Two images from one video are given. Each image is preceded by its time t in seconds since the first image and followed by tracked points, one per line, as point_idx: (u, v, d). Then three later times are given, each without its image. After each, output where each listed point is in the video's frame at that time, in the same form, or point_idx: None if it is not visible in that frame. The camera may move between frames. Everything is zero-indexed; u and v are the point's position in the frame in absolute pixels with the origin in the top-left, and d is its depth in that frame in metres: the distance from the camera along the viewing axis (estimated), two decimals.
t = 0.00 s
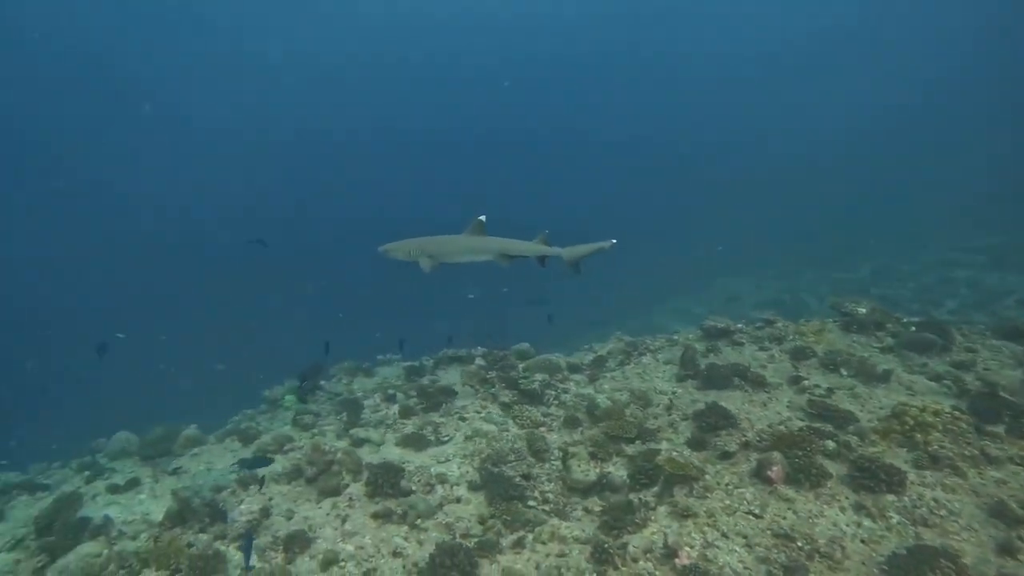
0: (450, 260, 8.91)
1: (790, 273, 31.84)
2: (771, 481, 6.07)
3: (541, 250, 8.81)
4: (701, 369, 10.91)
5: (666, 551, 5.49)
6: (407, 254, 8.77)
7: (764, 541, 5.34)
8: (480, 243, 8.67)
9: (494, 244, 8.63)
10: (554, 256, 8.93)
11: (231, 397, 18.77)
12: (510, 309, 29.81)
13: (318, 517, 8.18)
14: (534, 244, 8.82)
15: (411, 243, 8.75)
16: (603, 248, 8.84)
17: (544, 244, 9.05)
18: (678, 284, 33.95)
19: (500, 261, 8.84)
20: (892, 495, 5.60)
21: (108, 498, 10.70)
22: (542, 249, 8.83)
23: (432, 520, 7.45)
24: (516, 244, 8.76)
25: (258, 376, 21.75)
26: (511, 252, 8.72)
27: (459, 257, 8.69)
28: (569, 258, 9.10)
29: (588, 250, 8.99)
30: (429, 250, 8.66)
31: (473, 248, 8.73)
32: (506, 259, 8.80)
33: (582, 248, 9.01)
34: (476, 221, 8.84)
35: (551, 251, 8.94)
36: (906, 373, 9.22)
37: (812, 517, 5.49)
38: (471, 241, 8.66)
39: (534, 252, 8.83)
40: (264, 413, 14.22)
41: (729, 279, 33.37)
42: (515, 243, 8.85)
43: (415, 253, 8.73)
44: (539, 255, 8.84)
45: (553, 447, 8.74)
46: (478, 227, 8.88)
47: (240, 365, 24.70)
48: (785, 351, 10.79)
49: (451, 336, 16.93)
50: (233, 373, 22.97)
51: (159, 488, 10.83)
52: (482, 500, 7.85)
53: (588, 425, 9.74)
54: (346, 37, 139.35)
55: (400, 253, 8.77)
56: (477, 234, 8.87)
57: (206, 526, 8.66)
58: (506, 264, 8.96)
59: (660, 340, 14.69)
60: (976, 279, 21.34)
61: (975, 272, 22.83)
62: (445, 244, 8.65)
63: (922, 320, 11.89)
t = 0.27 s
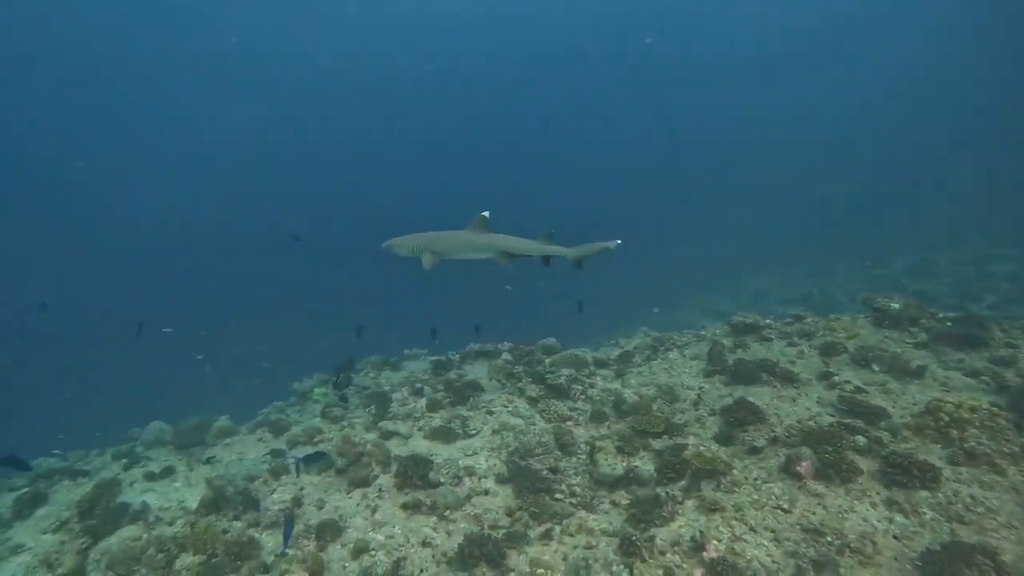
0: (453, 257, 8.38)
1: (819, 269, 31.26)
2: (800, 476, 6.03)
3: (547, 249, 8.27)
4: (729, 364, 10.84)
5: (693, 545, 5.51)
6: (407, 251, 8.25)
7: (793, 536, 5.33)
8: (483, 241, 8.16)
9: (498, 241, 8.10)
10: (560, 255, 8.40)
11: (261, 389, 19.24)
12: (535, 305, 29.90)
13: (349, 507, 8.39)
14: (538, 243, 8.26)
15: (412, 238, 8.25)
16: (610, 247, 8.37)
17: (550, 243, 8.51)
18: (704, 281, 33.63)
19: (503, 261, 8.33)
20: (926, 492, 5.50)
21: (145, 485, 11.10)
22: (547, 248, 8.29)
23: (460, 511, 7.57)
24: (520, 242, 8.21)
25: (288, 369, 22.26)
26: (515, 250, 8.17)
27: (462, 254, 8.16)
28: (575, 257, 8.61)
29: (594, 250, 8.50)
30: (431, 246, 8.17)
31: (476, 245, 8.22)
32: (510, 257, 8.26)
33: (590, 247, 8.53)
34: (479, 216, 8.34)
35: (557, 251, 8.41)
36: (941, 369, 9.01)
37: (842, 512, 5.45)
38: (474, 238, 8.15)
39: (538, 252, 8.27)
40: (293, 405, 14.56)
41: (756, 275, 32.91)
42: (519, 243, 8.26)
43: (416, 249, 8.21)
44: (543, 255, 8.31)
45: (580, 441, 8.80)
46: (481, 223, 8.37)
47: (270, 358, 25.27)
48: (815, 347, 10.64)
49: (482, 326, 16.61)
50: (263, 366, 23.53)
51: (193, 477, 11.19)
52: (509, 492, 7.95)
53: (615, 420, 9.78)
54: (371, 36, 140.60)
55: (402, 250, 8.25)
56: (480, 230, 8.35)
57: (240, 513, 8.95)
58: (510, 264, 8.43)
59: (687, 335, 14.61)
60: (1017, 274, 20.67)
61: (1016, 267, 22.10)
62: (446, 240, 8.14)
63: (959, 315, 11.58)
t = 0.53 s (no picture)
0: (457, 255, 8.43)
1: (848, 267, 30.62)
2: (824, 475, 5.97)
3: (546, 251, 8.19)
4: (752, 362, 10.73)
5: (713, 541, 5.50)
6: (410, 248, 8.33)
7: (816, 534, 5.28)
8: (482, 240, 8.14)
9: (498, 241, 8.10)
10: (559, 258, 8.32)
11: (287, 384, 19.61)
12: (558, 305, 29.89)
13: (373, 499, 8.53)
14: (538, 245, 8.19)
15: (415, 236, 8.32)
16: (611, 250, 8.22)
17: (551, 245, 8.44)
18: (729, 280, 33.19)
19: (504, 261, 8.32)
20: (955, 492, 5.36)
21: (176, 476, 11.44)
22: (546, 250, 8.22)
23: (482, 505, 7.66)
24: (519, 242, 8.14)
25: (313, 365, 22.66)
26: (515, 251, 8.14)
27: (464, 252, 8.20)
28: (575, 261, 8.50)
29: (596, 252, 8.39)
30: (434, 243, 8.24)
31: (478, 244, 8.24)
32: (509, 258, 8.26)
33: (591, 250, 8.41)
34: (481, 214, 8.35)
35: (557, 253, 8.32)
36: (974, 369, 8.76)
37: (867, 511, 5.38)
38: (475, 237, 8.15)
39: (539, 253, 8.21)
40: (319, 400, 14.83)
41: (783, 274, 32.35)
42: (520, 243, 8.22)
43: (418, 247, 8.29)
44: (543, 257, 8.24)
45: (602, 438, 8.82)
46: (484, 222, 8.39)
47: (297, 354, 25.72)
48: (842, 346, 10.45)
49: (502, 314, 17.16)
50: (290, 362, 23.98)
51: (221, 469, 11.49)
52: (531, 488, 8.01)
53: (637, 417, 9.78)
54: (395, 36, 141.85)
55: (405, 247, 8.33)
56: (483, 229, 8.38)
57: (266, 505, 9.18)
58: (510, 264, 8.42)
59: (711, 333, 14.47)
60: None
61: None
62: (450, 238, 8.18)
63: (995, 314, 11.22)
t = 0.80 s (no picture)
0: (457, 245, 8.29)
1: (875, 262, 29.95)
2: (840, 466, 5.91)
3: (545, 245, 8.05)
4: (771, 355, 10.59)
5: (726, 531, 5.46)
6: (407, 240, 8.15)
7: (830, 525, 5.23)
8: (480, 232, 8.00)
9: (498, 233, 7.95)
10: (558, 252, 8.16)
11: (310, 376, 19.93)
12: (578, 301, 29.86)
13: (390, 487, 8.64)
14: (537, 238, 8.04)
15: (414, 227, 8.14)
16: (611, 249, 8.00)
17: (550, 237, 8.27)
18: (753, 275, 32.74)
19: (503, 252, 8.16)
20: (974, 484, 5.26)
21: (201, 462, 11.74)
22: (545, 244, 8.06)
23: (497, 494, 7.63)
24: (517, 234, 7.98)
25: (336, 358, 23.03)
26: (513, 244, 7.98)
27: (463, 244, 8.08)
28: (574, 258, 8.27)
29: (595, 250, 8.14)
30: (433, 234, 8.07)
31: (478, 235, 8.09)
32: (507, 250, 8.11)
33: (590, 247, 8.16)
34: (480, 205, 8.09)
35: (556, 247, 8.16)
36: (1001, 362, 8.53)
37: (883, 503, 5.31)
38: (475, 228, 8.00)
39: (538, 247, 8.07)
40: (340, 391, 15.06)
41: (808, 269, 31.79)
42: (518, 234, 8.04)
43: (416, 238, 8.13)
44: (542, 250, 8.08)
45: (618, 430, 8.82)
46: (482, 213, 8.11)
47: (320, 347, 26.11)
48: (863, 339, 10.26)
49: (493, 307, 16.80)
50: (313, 354, 24.35)
51: (244, 456, 11.76)
52: (546, 477, 8.03)
53: (654, 409, 9.75)
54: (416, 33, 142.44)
55: (401, 239, 8.15)
56: (482, 220, 8.17)
57: (287, 491, 9.38)
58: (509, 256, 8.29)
59: (732, 326, 14.31)
60: None
61: None
62: (449, 228, 8.05)
63: None
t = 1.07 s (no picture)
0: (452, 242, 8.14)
1: (896, 259, 29.45)
2: (846, 461, 5.89)
3: (540, 238, 7.97)
4: (783, 351, 10.51)
5: (730, 524, 5.45)
6: (401, 235, 8.05)
7: (834, 519, 5.22)
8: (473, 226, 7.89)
9: (493, 226, 7.84)
10: (553, 246, 8.06)
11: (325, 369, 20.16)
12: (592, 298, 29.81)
13: (399, 477, 8.74)
14: (533, 231, 7.99)
15: (408, 223, 8.02)
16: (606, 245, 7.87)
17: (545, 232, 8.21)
18: (770, 272, 32.38)
19: (498, 246, 8.10)
20: (981, 480, 5.22)
21: (218, 453, 11.98)
22: (540, 237, 7.99)
23: (505, 485, 7.62)
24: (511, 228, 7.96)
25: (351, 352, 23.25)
26: (508, 237, 7.90)
27: (457, 240, 7.89)
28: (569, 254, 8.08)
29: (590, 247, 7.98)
30: (428, 230, 7.94)
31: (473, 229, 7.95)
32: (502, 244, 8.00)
33: (584, 243, 8.03)
34: (474, 200, 8.09)
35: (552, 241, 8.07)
36: (1017, 359, 8.40)
37: (889, 498, 5.29)
38: (470, 223, 7.87)
39: (532, 239, 7.98)
40: (355, 384, 15.26)
41: (827, 266, 31.37)
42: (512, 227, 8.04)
43: (409, 233, 8.01)
44: (538, 243, 8.00)
45: (627, 424, 8.83)
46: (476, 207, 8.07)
47: (335, 341, 26.38)
48: (877, 336, 10.15)
49: (514, 297, 17.99)
50: (329, 349, 24.62)
51: (259, 447, 11.97)
52: (554, 470, 8.05)
53: (664, 404, 9.71)
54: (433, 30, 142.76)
55: (395, 236, 8.09)
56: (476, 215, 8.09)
57: (300, 481, 9.55)
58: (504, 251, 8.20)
59: (745, 323, 14.21)
60: None
61: None
62: (444, 224, 7.90)
63: None
